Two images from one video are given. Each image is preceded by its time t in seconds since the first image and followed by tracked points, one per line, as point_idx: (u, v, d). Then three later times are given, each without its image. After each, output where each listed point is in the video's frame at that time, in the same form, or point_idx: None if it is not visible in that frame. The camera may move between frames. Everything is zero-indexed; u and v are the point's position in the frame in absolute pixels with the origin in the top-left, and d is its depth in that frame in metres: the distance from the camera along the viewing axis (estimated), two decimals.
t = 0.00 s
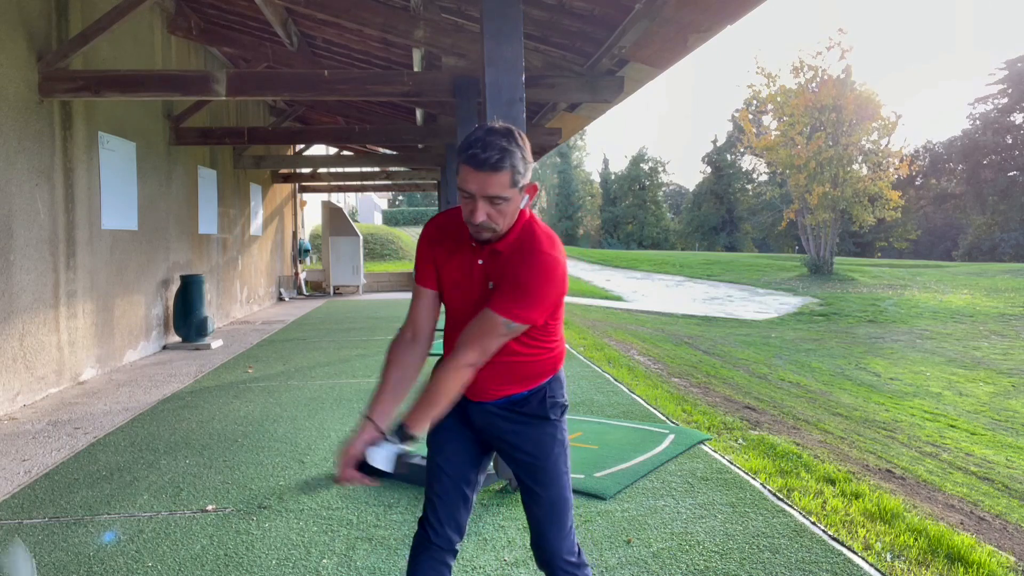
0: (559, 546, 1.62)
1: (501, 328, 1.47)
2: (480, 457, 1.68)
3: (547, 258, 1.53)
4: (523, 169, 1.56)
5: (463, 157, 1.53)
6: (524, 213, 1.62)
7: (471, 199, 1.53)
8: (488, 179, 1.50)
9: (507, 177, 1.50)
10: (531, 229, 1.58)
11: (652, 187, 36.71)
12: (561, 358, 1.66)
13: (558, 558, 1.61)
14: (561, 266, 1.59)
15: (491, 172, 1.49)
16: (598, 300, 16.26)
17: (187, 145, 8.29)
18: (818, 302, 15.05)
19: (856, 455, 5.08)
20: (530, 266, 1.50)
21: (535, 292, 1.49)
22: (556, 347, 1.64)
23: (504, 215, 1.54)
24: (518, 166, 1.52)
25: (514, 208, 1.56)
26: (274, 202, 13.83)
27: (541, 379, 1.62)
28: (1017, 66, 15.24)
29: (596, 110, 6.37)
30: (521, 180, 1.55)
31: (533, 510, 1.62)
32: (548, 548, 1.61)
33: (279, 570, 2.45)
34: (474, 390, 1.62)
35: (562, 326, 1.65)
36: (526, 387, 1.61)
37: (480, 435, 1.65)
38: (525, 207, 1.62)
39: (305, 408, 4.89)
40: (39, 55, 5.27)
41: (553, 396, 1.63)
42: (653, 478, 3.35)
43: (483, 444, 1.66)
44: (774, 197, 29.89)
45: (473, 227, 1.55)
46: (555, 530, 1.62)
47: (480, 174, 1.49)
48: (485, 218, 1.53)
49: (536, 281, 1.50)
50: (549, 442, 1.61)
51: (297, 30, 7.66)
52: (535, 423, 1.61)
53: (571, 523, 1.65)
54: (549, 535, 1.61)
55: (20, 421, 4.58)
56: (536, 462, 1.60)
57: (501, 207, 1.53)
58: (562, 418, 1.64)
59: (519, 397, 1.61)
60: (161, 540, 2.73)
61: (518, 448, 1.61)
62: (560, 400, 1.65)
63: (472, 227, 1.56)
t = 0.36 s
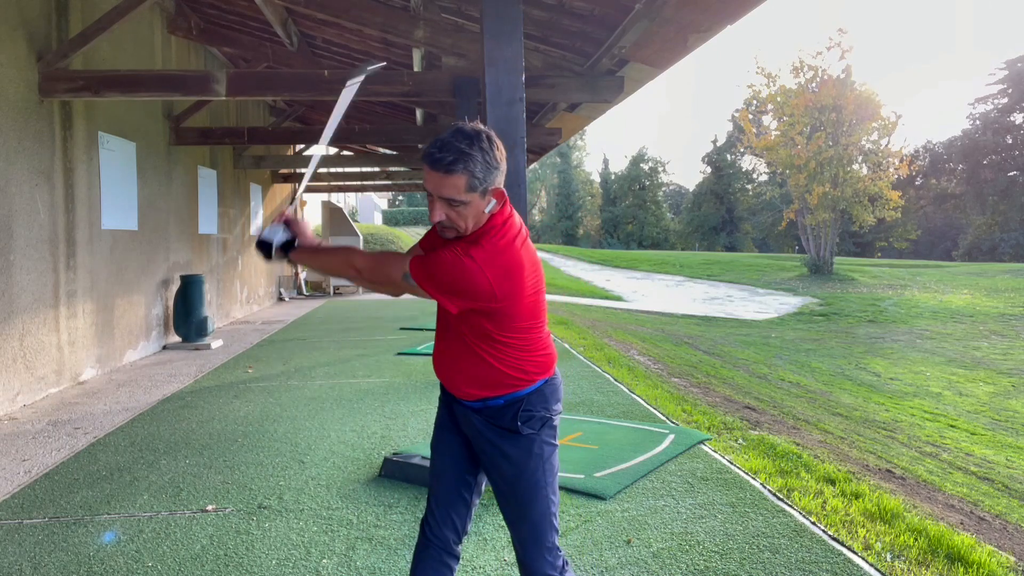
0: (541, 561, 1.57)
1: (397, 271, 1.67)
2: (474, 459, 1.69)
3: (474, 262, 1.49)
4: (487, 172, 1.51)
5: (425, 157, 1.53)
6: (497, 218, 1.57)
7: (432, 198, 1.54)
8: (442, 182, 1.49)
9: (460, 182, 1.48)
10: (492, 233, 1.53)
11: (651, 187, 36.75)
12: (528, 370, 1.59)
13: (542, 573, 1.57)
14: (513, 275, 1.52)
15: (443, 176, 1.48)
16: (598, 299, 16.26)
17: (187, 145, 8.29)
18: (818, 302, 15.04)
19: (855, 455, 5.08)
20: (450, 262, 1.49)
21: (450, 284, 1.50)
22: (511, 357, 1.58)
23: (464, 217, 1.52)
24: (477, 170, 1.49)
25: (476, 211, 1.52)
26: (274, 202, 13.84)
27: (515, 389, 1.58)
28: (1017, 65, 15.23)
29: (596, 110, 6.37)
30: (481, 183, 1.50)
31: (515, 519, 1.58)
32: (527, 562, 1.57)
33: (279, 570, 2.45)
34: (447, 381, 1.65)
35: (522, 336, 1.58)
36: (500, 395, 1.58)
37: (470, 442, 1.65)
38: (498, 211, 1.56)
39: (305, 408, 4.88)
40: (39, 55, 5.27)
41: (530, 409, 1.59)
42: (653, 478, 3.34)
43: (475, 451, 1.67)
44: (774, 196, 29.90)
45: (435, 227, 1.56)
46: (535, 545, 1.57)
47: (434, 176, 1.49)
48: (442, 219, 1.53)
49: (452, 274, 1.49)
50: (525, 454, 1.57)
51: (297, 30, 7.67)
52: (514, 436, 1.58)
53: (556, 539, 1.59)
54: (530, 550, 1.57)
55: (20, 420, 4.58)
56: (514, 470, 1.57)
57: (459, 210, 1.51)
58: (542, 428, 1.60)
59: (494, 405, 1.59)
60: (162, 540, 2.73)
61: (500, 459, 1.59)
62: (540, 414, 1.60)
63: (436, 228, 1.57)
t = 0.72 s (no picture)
0: (537, 561, 1.57)
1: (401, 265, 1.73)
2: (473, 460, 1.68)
3: (475, 261, 1.49)
4: (486, 172, 1.51)
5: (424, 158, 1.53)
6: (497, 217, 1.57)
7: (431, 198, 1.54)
8: (441, 182, 1.49)
9: (460, 181, 1.48)
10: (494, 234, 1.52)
11: (651, 187, 36.76)
12: (525, 370, 1.59)
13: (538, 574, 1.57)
14: (513, 274, 1.52)
15: (442, 176, 1.48)
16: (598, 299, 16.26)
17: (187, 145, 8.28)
18: (818, 302, 15.04)
19: (855, 455, 5.08)
20: (453, 261, 1.49)
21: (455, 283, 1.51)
22: (510, 356, 1.57)
23: (463, 217, 1.52)
24: (476, 170, 1.49)
25: (475, 212, 1.52)
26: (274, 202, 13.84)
27: (511, 390, 1.58)
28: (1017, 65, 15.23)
29: (596, 110, 6.37)
30: (480, 181, 1.50)
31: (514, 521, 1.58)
32: (526, 562, 1.57)
33: (279, 570, 2.45)
34: (445, 381, 1.65)
35: (523, 336, 1.58)
36: (497, 395, 1.58)
37: (468, 442, 1.65)
38: (497, 211, 1.56)
39: (305, 408, 4.88)
40: (39, 55, 5.27)
41: (525, 409, 1.58)
42: (653, 478, 3.34)
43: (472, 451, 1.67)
44: (774, 196, 29.90)
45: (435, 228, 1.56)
46: (531, 545, 1.57)
47: (434, 177, 1.50)
48: (441, 220, 1.53)
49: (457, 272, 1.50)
50: (521, 454, 1.57)
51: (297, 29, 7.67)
52: (511, 437, 1.58)
53: (552, 539, 1.59)
54: (526, 551, 1.57)
55: (20, 421, 4.58)
56: (512, 472, 1.57)
57: (457, 210, 1.51)
58: (539, 428, 1.59)
59: (490, 405, 1.59)
60: (162, 540, 2.73)
61: (497, 458, 1.59)
62: (537, 414, 1.59)
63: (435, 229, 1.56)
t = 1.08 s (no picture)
0: (537, 558, 1.57)
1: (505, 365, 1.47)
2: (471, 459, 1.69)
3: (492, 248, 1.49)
4: (496, 157, 1.58)
5: (436, 147, 1.57)
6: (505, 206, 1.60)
7: (444, 186, 1.57)
8: (457, 165, 1.53)
9: (476, 163, 1.53)
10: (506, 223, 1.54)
11: (651, 187, 36.76)
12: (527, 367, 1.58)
13: (538, 569, 1.57)
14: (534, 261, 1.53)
15: (461, 159, 1.53)
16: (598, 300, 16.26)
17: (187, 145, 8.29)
18: (818, 302, 15.04)
19: (855, 455, 5.08)
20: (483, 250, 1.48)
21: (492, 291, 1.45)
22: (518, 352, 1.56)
23: (477, 203, 1.54)
24: (488, 153, 1.55)
25: (487, 197, 1.55)
26: (274, 202, 13.84)
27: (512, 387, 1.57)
28: (1017, 65, 15.23)
29: (596, 110, 6.37)
30: (491, 165, 1.56)
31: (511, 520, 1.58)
32: (525, 560, 1.57)
33: (279, 570, 2.45)
34: (444, 380, 1.65)
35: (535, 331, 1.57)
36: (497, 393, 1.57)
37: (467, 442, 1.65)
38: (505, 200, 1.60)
39: (305, 408, 4.88)
40: (39, 55, 5.27)
41: (526, 407, 1.57)
42: (653, 478, 3.34)
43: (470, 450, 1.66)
44: (774, 196, 29.92)
45: (448, 218, 1.56)
46: (532, 542, 1.57)
47: (450, 160, 1.53)
48: (458, 207, 1.54)
49: (507, 279, 1.44)
50: (521, 453, 1.56)
51: (297, 29, 7.67)
52: (510, 434, 1.57)
53: (552, 535, 1.59)
54: (527, 548, 1.57)
55: (20, 421, 4.58)
56: (511, 471, 1.57)
57: (472, 194, 1.54)
58: (537, 426, 1.58)
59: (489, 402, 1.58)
60: (162, 540, 2.73)
61: (497, 457, 1.58)
62: (536, 411, 1.58)
63: (447, 219, 1.57)
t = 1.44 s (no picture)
0: (540, 556, 1.56)
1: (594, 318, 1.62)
2: (474, 459, 1.69)
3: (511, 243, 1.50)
4: (503, 153, 1.56)
5: (442, 147, 1.54)
6: (511, 200, 1.60)
7: (453, 186, 1.54)
8: (467, 165, 1.50)
9: (486, 162, 1.51)
10: (516, 215, 1.55)
11: (651, 187, 36.76)
12: (533, 362, 1.59)
13: (541, 568, 1.55)
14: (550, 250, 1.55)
15: (471, 158, 1.50)
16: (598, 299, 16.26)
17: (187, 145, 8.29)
18: (818, 302, 15.03)
19: (856, 455, 5.08)
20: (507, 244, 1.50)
21: (520, 266, 1.48)
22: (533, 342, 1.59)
23: (487, 200, 1.53)
24: (496, 150, 1.53)
25: (497, 193, 1.54)
26: (274, 202, 13.84)
27: (516, 384, 1.58)
28: (1017, 65, 15.21)
29: (596, 110, 6.37)
30: (500, 162, 1.55)
31: (514, 517, 1.58)
32: (528, 558, 1.56)
33: (278, 570, 2.45)
34: (449, 380, 1.65)
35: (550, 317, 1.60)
36: (500, 391, 1.58)
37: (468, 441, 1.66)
38: (511, 193, 1.60)
39: (305, 408, 4.88)
40: (39, 55, 5.27)
41: (528, 405, 1.58)
42: (653, 478, 3.34)
43: (471, 449, 1.67)
44: (774, 196, 29.90)
45: (458, 217, 1.54)
46: (534, 540, 1.56)
47: (459, 160, 1.51)
48: (470, 206, 1.53)
49: (541, 265, 1.48)
50: (524, 451, 1.57)
51: (297, 29, 7.67)
52: (513, 431, 1.58)
53: (556, 532, 1.58)
54: (529, 546, 1.56)
55: (20, 421, 4.58)
56: (514, 468, 1.57)
57: (483, 192, 1.53)
58: (540, 425, 1.59)
59: (492, 400, 1.58)
60: (162, 540, 2.73)
61: (499, 455, 1.58)
62: (539, 409, 1.59)
63: (457, 218, 1.55)
